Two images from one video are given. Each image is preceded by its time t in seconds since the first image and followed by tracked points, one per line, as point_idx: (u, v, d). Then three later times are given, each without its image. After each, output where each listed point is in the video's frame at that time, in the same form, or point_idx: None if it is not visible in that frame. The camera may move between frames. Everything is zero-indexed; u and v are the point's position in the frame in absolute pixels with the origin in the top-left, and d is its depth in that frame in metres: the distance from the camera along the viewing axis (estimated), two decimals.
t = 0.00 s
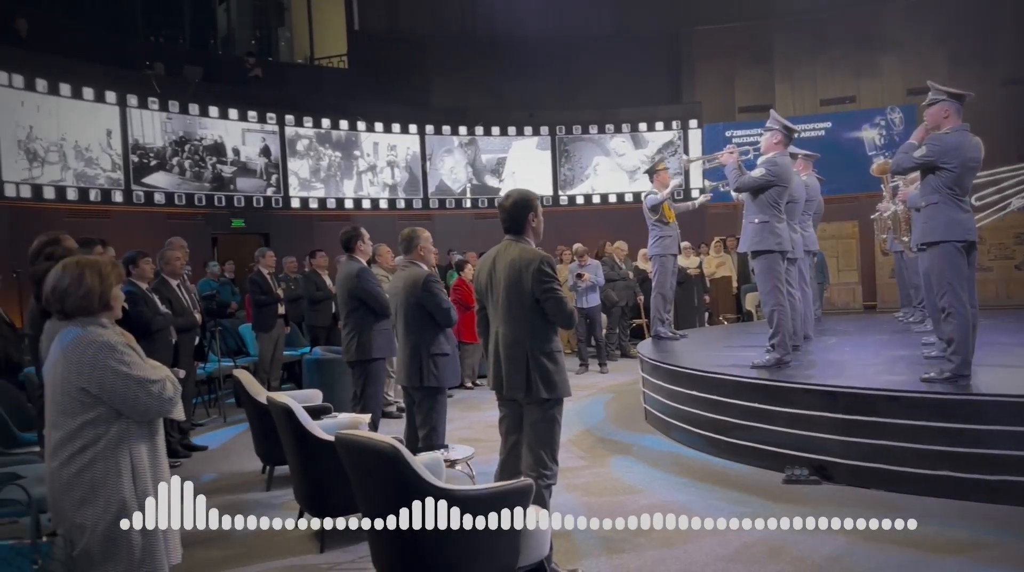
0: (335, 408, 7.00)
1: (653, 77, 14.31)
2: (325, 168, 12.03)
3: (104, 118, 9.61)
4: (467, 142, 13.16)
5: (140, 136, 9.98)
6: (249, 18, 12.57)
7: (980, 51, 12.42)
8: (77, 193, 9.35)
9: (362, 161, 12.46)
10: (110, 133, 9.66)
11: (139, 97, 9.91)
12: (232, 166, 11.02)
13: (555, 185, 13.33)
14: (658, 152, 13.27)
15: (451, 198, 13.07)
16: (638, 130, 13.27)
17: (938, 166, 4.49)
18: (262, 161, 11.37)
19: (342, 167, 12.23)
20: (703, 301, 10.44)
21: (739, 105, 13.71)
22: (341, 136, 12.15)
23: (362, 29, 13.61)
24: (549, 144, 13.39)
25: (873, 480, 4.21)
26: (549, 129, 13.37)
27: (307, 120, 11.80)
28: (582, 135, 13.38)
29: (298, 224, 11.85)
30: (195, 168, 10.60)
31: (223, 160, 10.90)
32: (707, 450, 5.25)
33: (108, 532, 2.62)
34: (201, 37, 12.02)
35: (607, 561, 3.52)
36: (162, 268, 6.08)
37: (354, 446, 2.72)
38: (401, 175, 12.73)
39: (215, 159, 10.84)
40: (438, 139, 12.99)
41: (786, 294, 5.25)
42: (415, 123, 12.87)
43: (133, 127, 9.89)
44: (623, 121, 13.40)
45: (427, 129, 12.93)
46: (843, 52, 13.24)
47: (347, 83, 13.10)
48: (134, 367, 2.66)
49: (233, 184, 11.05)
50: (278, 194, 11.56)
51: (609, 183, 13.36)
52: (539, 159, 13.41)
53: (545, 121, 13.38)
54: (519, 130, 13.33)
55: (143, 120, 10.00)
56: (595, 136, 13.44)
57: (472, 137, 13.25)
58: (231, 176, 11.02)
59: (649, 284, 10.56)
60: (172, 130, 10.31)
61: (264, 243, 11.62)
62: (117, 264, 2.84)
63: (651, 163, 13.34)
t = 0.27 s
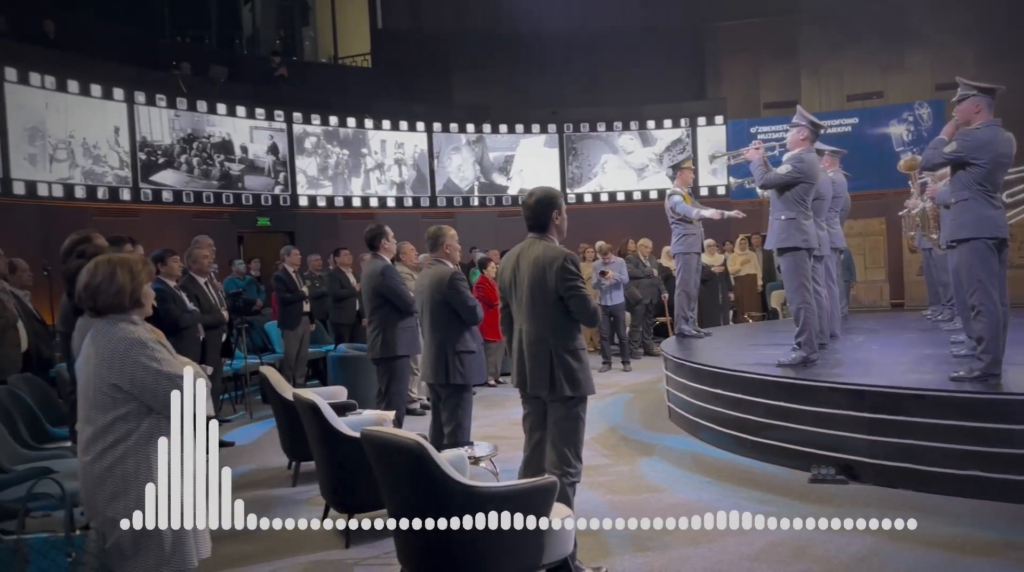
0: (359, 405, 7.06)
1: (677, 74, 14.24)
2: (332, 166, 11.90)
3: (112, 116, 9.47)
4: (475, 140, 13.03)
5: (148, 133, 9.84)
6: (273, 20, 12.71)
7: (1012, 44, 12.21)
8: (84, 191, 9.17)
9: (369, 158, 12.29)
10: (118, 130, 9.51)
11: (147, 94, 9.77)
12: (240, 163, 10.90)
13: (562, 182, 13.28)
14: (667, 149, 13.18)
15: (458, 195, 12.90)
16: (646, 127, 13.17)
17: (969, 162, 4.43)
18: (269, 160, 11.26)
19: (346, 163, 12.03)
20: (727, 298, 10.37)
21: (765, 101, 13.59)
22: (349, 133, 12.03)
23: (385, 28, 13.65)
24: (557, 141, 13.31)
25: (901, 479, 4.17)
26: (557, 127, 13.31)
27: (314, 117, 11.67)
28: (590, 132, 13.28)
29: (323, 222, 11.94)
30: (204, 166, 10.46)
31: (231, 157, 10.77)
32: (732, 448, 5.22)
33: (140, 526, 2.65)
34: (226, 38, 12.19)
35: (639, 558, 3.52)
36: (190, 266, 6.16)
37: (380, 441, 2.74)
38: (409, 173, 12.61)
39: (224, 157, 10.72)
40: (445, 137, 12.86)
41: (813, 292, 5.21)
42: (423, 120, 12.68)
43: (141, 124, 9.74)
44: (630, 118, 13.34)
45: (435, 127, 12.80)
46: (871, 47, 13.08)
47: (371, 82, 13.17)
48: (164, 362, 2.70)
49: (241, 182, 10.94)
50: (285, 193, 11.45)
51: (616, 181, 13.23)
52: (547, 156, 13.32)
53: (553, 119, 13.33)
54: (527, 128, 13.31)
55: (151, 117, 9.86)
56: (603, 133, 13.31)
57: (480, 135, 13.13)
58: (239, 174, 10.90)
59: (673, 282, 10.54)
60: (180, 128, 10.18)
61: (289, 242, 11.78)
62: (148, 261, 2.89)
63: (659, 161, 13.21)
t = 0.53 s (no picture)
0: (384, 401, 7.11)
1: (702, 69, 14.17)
2: (341, 163, 11.82)
3: (119, 113, 9.35)
4: (483, 138, 12.94)
5: (155, 130, 9.74)
6: (299, 17, 12.75)
7: None
8: (94, 188, 9.04)
9: (377, 156, 12.18)
10: (126, 127, 9.42)
11: (155, 90, 9.67)
12: (248, 161, 10.80)
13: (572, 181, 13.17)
14: (675, 148, 13.16)
15: (467, 194, 12.85)
16: (656, 126, 13.10)
17: (1001, 158, 4.35)
18: (278, 157, 11.16)
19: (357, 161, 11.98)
20: (752, 296, 10.30)
21: (791, 97, 13.47)
22: (358, 132, 11.94)
23: (408, 27, 13.71)
24: (565, 139, 13.28)
25: (931, 479, 4.12)
26: (566, 124, 13.23)
27: (322, 114, 11.56)
28: (600, 130, 13.23)
29: (347, 220, 12.02)
30: (212, 164, 10.35)
31: (239, 155, 10.67)
32: (757, 447, 5.19)
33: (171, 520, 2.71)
34: (252, 37, 12.35)
35: (668, 557, 3.51)
36: (218, 264, 6.24)
37: (405, 438, 2.76)
38: (417, 171, 12.54)
39: (231, 154, 10.61)
40: (453, 135, 12.78)
41: (840, 289, 5.16)
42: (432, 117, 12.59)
43: (148, 122, 9.65)
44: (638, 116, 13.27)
45: (443, 124, 12.70)
46: (899, 41, 12.92)
47: (396, 81, 13.22)
48: (193, 359, 2.74)
49: (249, 179, 10.82)
50: (294, 190, 11.34)
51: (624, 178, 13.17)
52: (555, 154, 13.29)
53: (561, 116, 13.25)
54: (535, 125, 13.23)
55: (159, 114, 9.76)
56: (612, 131, 13.27)
57: (488, 132, 13.04)
58: (247, 171, 10.79)
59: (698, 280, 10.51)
60: (188, 125, 10.07)
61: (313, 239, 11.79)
62: (179, 259, 2.93)
63: (667, 159, 13.18)
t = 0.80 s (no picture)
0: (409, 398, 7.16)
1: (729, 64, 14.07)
2: (349, 161, 11.73)
3: (127, 109, 9.25)
4: (491, 135, 12.89)
5: (164, 127, 9.64)
6: (325, 18, 12.85)
7: None
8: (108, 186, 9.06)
9: (385, 153, 12.13)
10: (134, 124, 9.30)
11: (163, 87, 9.56)
12: (257, 158, 10.74)
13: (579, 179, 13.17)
14: (684, 144, 13.16)
15: (474, 191, 12.80)
16: (664, 122, 13.09)
17: None
18: (286, 154, 11.09)
19: (365, 159, 11.92)
20: (779, 294, 10.24)
21: (819, 92, 13.33)
22: (365, 129, 11.85)
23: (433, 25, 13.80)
24: (574, 137, 13.25)
25: (962, 479, 4.07)
26: (574, 122, 13.23)
27: (331, 111, 11.48)
28: (607, 128, 13.23)
29: (371, 218, 12.13)
30: (220, 161, 10.28)
31: (248, 152, 10.61)
32: (784, 446, 5.16)
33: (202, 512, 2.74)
34: (278, 37, 12.49)
35: (699, 554, 3.51)
36: (247, 261, 6.31)
37: (433, 433, 2.78)
38: (424, 168, 12.45)
39: (240, 152, 10.56)
40: (461, 132, 12.70)
41: (869, 287, 5.10)
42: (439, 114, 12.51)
43: (157, 118, 9.55)
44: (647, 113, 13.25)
45: (451, 122, 12.64)
46: (928, 35, 12.73)
47: (421, 79, 13.31)
48: (224, 354, 2.78)
49: (257, 177, 10.77)
50: (302, 188, 11.28)
51: (633, 175, 13.20)
52: (563, 153, 13.25)
53: (569, 113, 13.22)
54: (544, 123, 13.19)
55: (168, 111, 9.67)
56: (620, 128, 13.28)
57: (496, 130, 12.99)
58: (256, 169, 10.74)
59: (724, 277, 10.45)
60: (196, 122, 9.98)
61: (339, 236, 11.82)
62: (209, 255, 2.98)
63: (676, 155, 13.19)
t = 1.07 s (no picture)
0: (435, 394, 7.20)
1: (756, 59, 13.96)
2: (359, 158, 11.62)
3: (137, 105, 9.08)
4: (500, 132, 12.86)
5: (173, 124, 9.49)
6: (350, 15, 13.02)
7: None
8: (121, 183, 8.89)
9: (395, 151, 12.00)
10: (144, 120, 9.14)
11: (172, 83, 9.41)
12: (267, 155, 10.59)
13: (589, 175, 13.21)
14: (694, 141, 13.08)
15: (484, 188, 12.74)
16: (674, 119, 13.02)
17: None
18: (296, 151, 10.96)
19: (374, 156, 11.78)
20: (808, 291, 10.16)
21: (848, 87, 13.18)
22: (375, 126, 11.74)
23: (458, 22, 13.83)
24: (583, 133, 13.23)
25: (995, 478, 4.01)
26: (582, 119, 13.18)
27: (340, 107, 11.38)
28: (616, 125, 13.20)
29: (396, 216, 12.22)
30: (230, 158, 10.14)
31: (258, 149, 10.46)
32: (813, 444, 5.13)
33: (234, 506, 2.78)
34: (305, 37, 12.60)
35: (734, 551, 3.50)
36: (277, 258, 6.38)
37: (461, 429, 2.79)
38: (434, 165, 12.36)
39: (251, 148, 10.41)
40: (471, 128, 12.63)
41: (900, 283, 5.03)
42: (448, 111, 12.43)
43: (166, 115, 9.39)
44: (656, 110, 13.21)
45: (460, 119, 12.55)
46: (961, 27, 12.52)
47: (445, 74, 13.41)
48: (255, 350, 2.82)
49: (267, 174, 10.62)
50: (312, 185, 11.13)
51: (642, 172, 13.17)
52: (573, 150, 13.25)
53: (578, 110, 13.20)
54: (553, 120, 13.14)
55: (177, 107, 9.52)
56: (630, 125, 13.26)
57: (505, 127, 12.98)
58: (265, 165, 10.59)
59: (752, 273, 10.36)
60: (205, 118, 9.85)
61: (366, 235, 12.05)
62: (239, 251, 3.01)
63: (686, 152, 13.12)
